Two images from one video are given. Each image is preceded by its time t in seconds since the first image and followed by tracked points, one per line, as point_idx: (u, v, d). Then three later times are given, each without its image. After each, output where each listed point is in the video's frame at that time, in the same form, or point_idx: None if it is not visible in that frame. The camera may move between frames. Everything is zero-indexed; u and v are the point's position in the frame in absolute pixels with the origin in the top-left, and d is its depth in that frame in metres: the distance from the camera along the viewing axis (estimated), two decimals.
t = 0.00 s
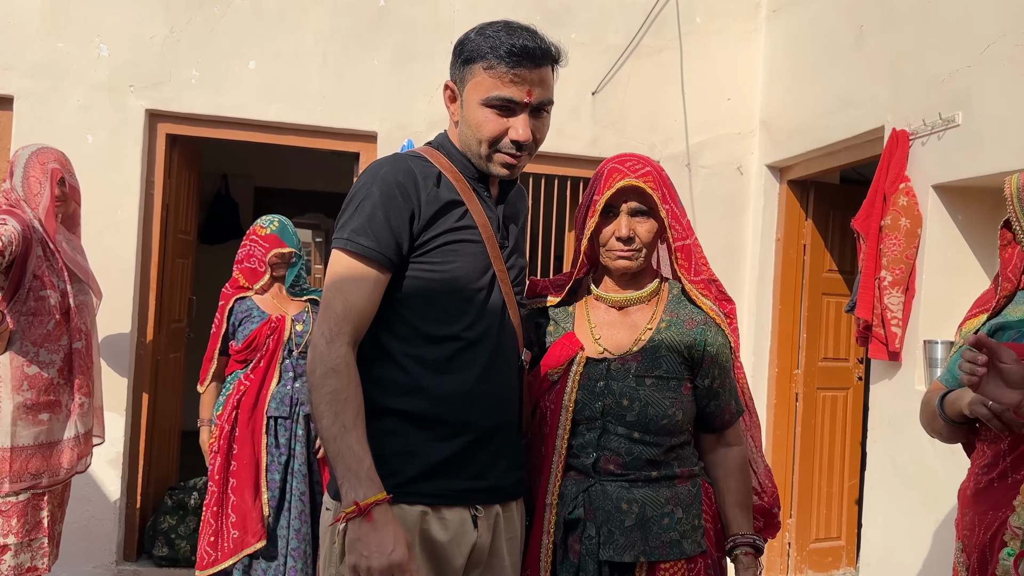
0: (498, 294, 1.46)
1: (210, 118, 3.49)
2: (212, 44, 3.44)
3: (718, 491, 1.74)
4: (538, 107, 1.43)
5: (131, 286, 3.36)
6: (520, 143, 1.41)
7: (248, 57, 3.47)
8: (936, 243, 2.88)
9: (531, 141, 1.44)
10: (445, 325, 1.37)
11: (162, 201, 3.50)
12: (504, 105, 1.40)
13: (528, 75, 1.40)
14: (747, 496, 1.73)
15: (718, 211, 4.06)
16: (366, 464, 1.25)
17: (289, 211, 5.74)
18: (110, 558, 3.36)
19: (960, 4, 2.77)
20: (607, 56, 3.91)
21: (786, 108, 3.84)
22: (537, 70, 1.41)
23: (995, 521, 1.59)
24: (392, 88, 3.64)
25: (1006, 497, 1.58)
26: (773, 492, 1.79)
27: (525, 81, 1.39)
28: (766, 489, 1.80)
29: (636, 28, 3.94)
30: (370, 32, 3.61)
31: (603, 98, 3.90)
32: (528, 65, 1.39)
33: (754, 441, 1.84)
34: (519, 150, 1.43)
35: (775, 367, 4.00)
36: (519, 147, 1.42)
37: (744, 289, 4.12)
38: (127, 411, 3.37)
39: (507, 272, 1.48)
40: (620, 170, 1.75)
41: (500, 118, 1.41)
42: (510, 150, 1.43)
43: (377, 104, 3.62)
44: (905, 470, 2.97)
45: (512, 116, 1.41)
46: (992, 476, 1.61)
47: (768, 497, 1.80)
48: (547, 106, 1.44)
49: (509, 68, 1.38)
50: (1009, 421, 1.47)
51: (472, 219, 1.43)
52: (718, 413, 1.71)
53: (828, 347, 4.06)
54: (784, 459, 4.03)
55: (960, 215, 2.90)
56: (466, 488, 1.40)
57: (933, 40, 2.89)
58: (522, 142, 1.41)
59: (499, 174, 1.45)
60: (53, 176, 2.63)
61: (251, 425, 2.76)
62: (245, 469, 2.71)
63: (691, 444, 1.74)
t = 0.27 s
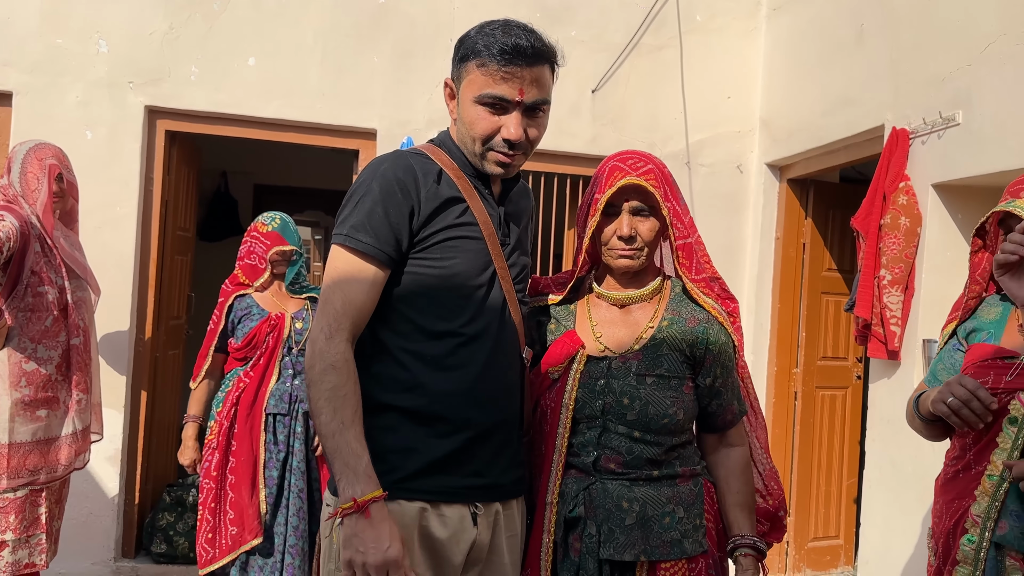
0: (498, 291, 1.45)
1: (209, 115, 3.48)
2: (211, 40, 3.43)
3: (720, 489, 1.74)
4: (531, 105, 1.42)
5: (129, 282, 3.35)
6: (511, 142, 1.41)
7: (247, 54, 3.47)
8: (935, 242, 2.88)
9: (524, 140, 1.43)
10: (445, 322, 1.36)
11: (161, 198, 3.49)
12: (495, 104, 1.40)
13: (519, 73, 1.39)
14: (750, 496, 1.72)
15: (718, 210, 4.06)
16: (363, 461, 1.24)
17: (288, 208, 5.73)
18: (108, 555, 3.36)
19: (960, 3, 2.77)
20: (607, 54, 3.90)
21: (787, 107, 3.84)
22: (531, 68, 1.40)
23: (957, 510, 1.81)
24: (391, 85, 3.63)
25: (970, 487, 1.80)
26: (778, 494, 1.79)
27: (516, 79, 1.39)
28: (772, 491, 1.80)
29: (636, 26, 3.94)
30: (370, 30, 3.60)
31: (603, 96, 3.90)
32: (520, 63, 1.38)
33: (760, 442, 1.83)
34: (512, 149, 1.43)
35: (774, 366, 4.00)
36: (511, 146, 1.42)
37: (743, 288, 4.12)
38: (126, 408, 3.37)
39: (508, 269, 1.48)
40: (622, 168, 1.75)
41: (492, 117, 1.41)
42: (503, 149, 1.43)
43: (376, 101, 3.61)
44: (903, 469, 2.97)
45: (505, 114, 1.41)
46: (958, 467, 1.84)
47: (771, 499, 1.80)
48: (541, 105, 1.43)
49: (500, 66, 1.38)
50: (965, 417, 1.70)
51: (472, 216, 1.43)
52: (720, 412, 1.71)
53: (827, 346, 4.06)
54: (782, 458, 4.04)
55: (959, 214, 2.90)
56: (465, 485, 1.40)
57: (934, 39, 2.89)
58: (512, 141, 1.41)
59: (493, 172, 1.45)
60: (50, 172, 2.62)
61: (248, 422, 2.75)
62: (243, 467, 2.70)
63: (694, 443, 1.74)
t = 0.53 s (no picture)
0: (499, 289, 1.45)
1: (209, 112, 3.48)
2: (211, 37, 3.42)
3: (722, 490, 1.74)
4: (526, 101, 1.41)
5: (128, 279, 3.35)
6: (507, 139, 1.41)
7: (247, 51, 3.46)
8: (935, 242, 2.89)
9: (520, 136, 1.43)
10: (445, 321, 1.37)
11: (160, 194, 3.49)
12: (490, 100, 1.40)
13: (513, 69, 1.38)
14: (753, 497, 1.73)
15: (718, 208, 4.06)
16: (333, 464, 1.23)
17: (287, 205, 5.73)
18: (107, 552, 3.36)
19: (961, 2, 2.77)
20: (607, 52, 3.90)
21: (787, 106, 3.83)
22: (526, 64, 1.39)
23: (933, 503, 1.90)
24: (391, 82, 3.63)
25: (946, 481, 1.88)
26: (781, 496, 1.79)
27: (511, 75, 1.39)
28: (774, 493, 1.80)
29: (636, 24, 3.94)
30: (370, 27, 3.60)
31: (603, 94, 3.90)
32: (514, 58, 1.38)
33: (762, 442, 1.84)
34: (508, 145, 1.43)
35: (773, 364, 4.01)
36: (507, 142, 1.42)
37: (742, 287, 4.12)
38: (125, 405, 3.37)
39: (509, 267, 1.48)
40: (622, 165, 1.75)
41: (487, 113, 1.41)
42: (499, 146, 1.42)
43: (376, 99, 3.61)
44: (901, 468, 2.98)
45: (500, 110, 1.41)
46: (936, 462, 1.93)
47: (774, 501, 1.80)
48: (537, 101, 1.43)
49: (494, 61, 1.38)
50: (941, 416, 1.77)
51: (472, 215, 1.43)
52: (721, 412, 1.71)
53: (826, 345, 4.06)
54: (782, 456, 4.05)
55: (960, 213, 2.91)
56: (466, 484, 1.40)
57: (935, 38, 2.89)
58: (507, 137, 1.41)
59: (489, 169, 1.45)
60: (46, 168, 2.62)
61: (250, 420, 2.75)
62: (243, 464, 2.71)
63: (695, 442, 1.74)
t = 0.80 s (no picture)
0: (498, 288, 1.45)
1: (208, 109, 3.47)
2: (211, 34, 3.42)
3: (722, 491, 1.74)
4: (525, 100, 1.41)
5: (127, 277, 3.35)
6: (505, 137, 1.41)
7: (247, 48, 3.45)
8: (934, 242, 2.89)
9: (519, 135, 1.43)
10: (442, 320, 1.36)
11: (159, 192, 3.48)
12: (488, 99, 1.39)
13: (511, 67, 1.38)
14: (753, 498, 1.73)
15: (717, 207, 4.06)
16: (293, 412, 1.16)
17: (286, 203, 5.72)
18: (105, 550, 3.36)
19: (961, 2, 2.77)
20: (607, 51, 3.90)
21: (787, 105, 3.83)
22: (523, 62, 1.38)
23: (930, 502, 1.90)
24: (391, 80, 3.62)
25: (942, 480, 1.88)
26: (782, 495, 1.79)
27: (508, 73, 1.38)
28: (774, 493, 1.80)
29: (636, 23, 3.93)
30: (370, 25, 3.59)
31: (603, 93, 3.89)
32: (512, 57, 1.37)
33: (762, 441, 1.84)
34: (506, 144, 1.42)
35: (772, 364, 4.01)
36: (506, 141, 1.42)
37: (741, 286, 4.12)
38: (124, 402, 3.37)
39: (508, 266, 1.48)
40: (622, 164, 1.75)
41: (485, 112, 1.40)
42: (497, 145, 1.42)
43: (376, 97, 3.60)
44: (900, 468, 2.99)
45: (498, 109, 1.40)
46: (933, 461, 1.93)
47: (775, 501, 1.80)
48: (535, 99, 1.42)
49: (491, 60, 1.37)
50: (938, 415, 1.77)
51: (468, 215, 1.43)
52: (722, 411, 1.71)
53: (825, 344, 4.07)
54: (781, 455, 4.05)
55: (959, 213, 2.91)
56: (466, 483, 1.39)
57: (935, 37, 2.89)
58: (506, 136, 1.40)
59: (487, 167, 1.45)
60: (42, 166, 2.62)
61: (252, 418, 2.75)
62: (244, 460, 2.72)
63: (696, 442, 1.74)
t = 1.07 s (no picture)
0: (491, 287, 1.45)
1: (206, 108, 3.47)
2: (209, 32, 3.41)
3: (720, 491, 1.75)
4: (517, 105, 1.40)
5: (125, 275, 3.34)
6: (496, 143, 1.41)
7: (245, 47, 3.45)
8: (932, 241, 2.89)
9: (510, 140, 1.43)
10: (435, 320, 1.36)
11: (157, 190, 3.48)
12: (480, 105, 1.39)
13: (503, 73, 1.37)
14: (753, 497, 1.73)
15: (716, 206, 4.07)
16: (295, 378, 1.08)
17: (285, 202, 5.72)
18: (103, 548, 3.36)
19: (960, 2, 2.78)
20: (606, 50, 3.90)
21: (785, 105, 3.83)
22: (515, 67, 1.38)
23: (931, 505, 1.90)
24: (390, 79, 3.62)
25: (942, 482, 1.88)
26: (781, 496, 1.80)
27: (500, 79, 1.37)
28: (774, 493, 1.81)
29: (635, 22, 3.93)
30: (368, 24, 3.59)
31: (601, 92, 3.89)
32: (504, 63, 1.37)
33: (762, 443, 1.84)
34: (498, 149, 1.43)
35: (770, 363, 4.02)
36: (497, 147, 1.42)
37: (738, 285, 4.13)
38: (122, 400, 3.36)
39: (501, 267, 1.48)
40: (619, 163, 1.76)
41: (477, 116, 1.40)
42: (488, 149, 1.42)
43: (374, 95, 3.60)
44: (897, 467, 2.99)
45: (490, 114, 1.40)
46: (931, 463, 1.92)
47: (774, 501, 1.81)
48: (527, 104, 1.41)
49: (484, 65, 1.36)
50: (937, 418, 1.77)
51: (461, 215, 1.43)
52: (721, 410, 1.72)
53: (822, 343, 4.07)
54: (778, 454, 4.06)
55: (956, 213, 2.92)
56: (461, 482, 1.40)
57: (933, 37, 2.89)
58: (497, 142, 1.40)
59: (478, 170, 1.45)
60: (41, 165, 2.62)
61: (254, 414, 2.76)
62: (245, 457, 2.71)
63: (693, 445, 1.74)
